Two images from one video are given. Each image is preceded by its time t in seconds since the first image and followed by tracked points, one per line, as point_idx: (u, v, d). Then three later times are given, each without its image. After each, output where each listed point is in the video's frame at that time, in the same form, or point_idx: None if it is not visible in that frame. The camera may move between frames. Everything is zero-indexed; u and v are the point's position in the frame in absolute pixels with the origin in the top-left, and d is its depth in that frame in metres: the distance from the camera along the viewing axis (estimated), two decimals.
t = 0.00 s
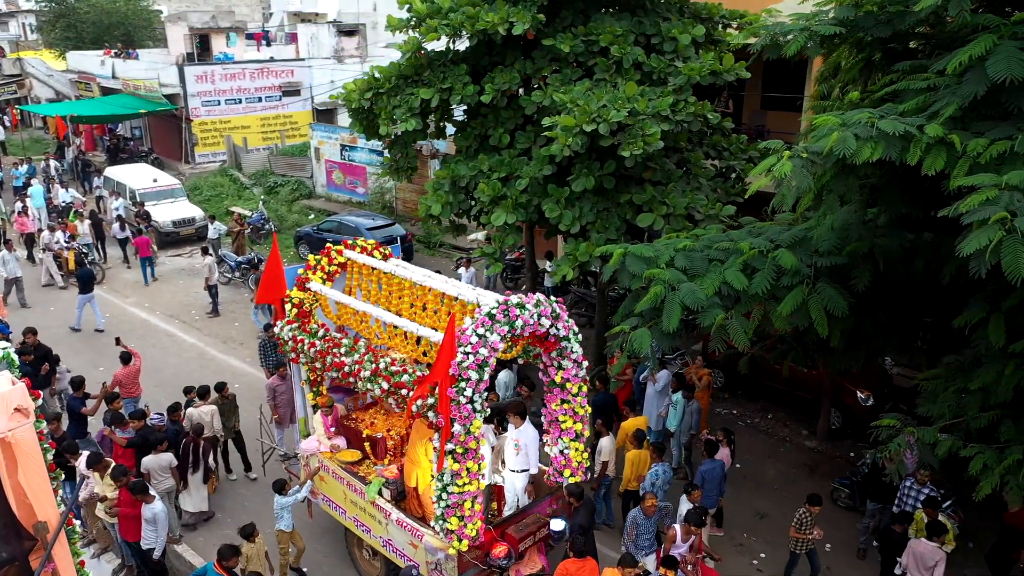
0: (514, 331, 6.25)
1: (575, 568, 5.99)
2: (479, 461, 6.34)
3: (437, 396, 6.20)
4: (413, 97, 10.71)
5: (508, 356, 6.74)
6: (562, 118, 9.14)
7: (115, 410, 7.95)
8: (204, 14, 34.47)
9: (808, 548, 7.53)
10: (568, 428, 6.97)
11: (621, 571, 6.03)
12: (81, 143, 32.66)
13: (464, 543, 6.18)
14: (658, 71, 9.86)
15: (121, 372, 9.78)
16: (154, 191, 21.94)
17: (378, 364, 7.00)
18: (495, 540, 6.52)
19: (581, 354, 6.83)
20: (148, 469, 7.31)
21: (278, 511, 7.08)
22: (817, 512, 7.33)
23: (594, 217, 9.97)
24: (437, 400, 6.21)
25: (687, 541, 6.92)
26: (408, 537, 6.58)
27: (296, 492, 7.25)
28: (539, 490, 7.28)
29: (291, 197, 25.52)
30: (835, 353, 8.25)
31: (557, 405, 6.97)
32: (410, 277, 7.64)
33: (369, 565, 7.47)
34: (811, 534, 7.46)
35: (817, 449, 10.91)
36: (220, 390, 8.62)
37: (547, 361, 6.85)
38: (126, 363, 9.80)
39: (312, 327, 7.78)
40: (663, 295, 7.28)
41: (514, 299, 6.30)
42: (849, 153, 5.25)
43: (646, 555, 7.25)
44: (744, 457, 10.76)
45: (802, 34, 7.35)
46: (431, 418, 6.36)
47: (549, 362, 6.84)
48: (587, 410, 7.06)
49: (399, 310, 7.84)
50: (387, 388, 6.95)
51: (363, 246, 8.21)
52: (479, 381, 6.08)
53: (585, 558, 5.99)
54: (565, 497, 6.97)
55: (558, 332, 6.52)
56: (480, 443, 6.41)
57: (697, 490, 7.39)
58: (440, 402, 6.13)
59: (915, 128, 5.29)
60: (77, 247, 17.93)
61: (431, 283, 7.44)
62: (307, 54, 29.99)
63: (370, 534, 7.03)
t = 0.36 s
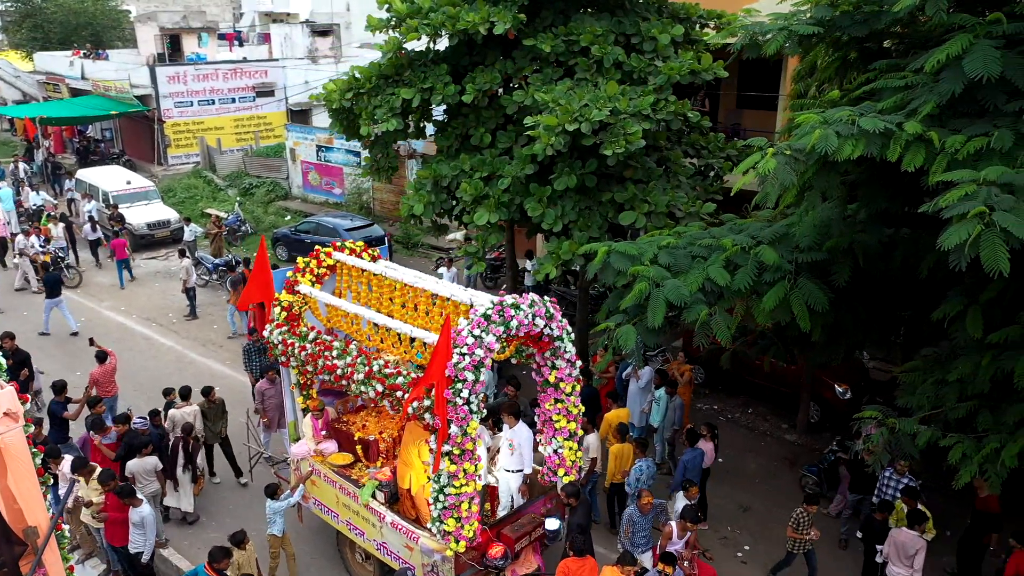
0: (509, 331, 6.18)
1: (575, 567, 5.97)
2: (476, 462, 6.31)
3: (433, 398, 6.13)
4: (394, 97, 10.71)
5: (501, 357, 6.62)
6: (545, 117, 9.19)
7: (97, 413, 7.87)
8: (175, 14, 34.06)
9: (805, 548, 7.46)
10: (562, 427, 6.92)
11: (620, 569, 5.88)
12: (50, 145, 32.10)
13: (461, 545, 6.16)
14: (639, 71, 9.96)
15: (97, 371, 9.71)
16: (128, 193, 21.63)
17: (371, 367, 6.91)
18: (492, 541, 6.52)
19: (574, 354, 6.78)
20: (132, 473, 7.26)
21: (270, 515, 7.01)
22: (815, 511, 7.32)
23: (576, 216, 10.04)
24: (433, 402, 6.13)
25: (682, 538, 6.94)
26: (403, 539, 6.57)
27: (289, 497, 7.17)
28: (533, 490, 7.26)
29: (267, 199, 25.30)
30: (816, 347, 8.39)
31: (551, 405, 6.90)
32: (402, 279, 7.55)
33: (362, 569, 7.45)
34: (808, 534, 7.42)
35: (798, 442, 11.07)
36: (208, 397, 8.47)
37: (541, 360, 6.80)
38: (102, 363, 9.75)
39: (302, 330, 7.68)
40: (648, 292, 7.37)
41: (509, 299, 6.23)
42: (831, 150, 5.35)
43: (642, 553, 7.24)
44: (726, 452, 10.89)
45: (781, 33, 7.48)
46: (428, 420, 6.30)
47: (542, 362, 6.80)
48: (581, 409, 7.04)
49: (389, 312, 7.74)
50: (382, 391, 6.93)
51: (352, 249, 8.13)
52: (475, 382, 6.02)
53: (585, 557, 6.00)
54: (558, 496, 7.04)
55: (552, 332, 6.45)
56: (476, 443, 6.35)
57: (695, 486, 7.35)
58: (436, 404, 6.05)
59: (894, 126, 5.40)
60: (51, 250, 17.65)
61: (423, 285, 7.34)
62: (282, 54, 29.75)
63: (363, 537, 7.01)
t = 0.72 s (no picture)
0: (505, 331, 6.18)
1: (576, 565, 6.05)
2: (473, 462, 6.33)
3: (431, 398, 6.17)
4: (376, 97, 10.70)
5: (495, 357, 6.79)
6: (528, 117, 9.24)
7: (79, 418, 7.79)
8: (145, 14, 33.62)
9: (802, 545, 7.57)
10: (556, 426, 7.03)
11: (620, 566, 5.93)
12: (18, 147, 31.52)
13: (460, 545, 6.17)
14: (620, 70, 10.05)
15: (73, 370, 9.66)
16: (101, 195, 21.31)
17: (367, 368, 6.92)
18: (488, 542, 6.43)
19: (569, 353, 6.81)
20: (117, 477, 7.19)
21: (263, 519, 6.94)
22: (813, 506, 7.42)
23: (559, 214, 10.10)
24: (432, 403, 6.15)
25: (679, 534, 6.94)
26: (400, 541, 6.55)
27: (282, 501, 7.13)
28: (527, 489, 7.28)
29: (243, 200, 25.07)
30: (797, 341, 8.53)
31: (546, 404, 6.99)
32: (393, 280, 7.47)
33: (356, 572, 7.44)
34: (806, 531, 7.50)
35: (778, 436, 11.23)
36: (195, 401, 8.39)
37: (535, 360, 6.83)
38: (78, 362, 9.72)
39: (293, 332, 7.74)
40: (632, 289, 7.45)
41: (505, 299, 6.24)
42: (813, 147, 5.46)
43: (640, 550, 7.32)
44: (709, 446, 11.01)
45: (760, 33, 7.60)
46: (426, 421, 6.30)
47: (536, 361, 6.80)
48: (574, 408, 7.14)
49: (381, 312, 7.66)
50: (378, 392, 6.83)
51: (342, 249, 8.02)
52: (473, 382, 6.04)
53: (585, 555, 6.07)
54: (553, 496, 7.00)
55: (547, 331, 6.46)
56: (473, 444, 6.39)
57: (694, 483, 7.47)
58: (434, 404, 6.09)
59: (874, 123, 5.53)
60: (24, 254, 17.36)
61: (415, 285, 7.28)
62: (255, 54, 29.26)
63: (358, 540, 6.95)
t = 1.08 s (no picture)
0: (503, 331, 6.16)
1: (576, 563, 6.10)
2: (473, 462, 6.33)
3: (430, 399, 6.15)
4: (359, 97, 10.69)
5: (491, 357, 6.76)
6: (513, 116, 9.29)
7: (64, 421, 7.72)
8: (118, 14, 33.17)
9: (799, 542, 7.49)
10: (553, 425, 6.85)
11: (620, 563, 5.92)
12: None
13: (460, 545, 6.17)
14: (603, 69, 10.13)
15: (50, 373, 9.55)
16: (76, 198, 21.02)
17: (363, 370, 6.89)
18: (487, 542, 6.48)
19: (565, 352, 6.72)
20: (105, 481, 7.12)
21: (258, 522, 6.93)
22: (813, 504, 7.35)
23: (544, 213, 10.17)
24: (432, 403, 6.13)
25: (677, 530, 6.89)
26: (398, 542, 6.54)
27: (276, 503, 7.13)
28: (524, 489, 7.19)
29: (221, 202, 24.86)
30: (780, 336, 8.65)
31: (543, 404, 6.83)
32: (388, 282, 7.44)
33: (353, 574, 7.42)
34: (805, 529, 7.41)
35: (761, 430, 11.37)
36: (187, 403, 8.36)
37: (531, 360, 6.73)
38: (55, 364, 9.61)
39: (286, 335, 7.64)
40: (619, 286, 7.53)
41: (503, 299, 6.22)
42: (799, 145, 5.57)
43: (639, 547, 7.38)
44: (693, 441, 11.13)
45: (743, 32, 7.71)
46: (425, 422, 6.28)
47: (533, 361, 6.72)
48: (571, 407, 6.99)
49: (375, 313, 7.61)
50: (375, 394, 6.82)
51: (334, 251, 7.97)
52: (472, 383, 6.03)
53: (586, 552, 6.13)
54: (549, 495, 7.06)
55: (544, 331, 6.42)
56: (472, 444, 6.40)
57: (694, 481, 7.46)
58: (434, 405, 6.07)
59: (857, 121, 5.65)
60: None
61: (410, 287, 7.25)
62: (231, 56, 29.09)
63: (354, 543, 6.95)
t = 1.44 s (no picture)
0: (501, 331, 6.19)
1: (578, 562, 6.15)
2: (472, 462, 6.36)
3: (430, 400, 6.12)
4: (343, 97, 10.67)
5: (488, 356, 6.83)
6: (499, 116, 9.33)
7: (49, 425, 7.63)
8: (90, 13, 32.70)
9: (798, 540, 7.59)
10: (549, 424, 6.89)
11: (617, 560, 5.96)
12: None
13: (461, 546, 6.22)
14: (587, 69, 10.20)
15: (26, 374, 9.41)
16: (52, 200, 20.74)
17: (360, 372, 6.86)
18: (486, 542, 6.52)
19: (561, 351, 6.80)
20: (94, 485, 7.06)
21: (253, 525, 6.98)
22: (809, 502, 7.48)
23: (529, 212, 10.23)
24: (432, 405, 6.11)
25: (677, 527, 6.97)
26: (396, 544, 6.55)
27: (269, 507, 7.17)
28: (520, 488, 7.19)
29: (199, 204, 24.65)
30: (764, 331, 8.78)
31: (539, 403, 6.86)
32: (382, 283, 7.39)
33: None
34: (803, 529, 7.52)
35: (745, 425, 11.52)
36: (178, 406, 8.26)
37: (528, 359, 6.80)
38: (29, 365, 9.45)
39: (280, 337, 7.66)
40: (606, 283, 7.60)
41: (501, 298, 6.23)
42: (784, 142, 5.68)
43: (637, 544, 7.26)
44: (678, 437, 11.24)
45: (726, 31, 7.80)
46: (426, 423, 6.23)
47: (529, 360, 6.79)
48: (568, 405, 7.02)
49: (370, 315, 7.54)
50: (374, 396, 6.80)
51: (326, 252, 7.95)
52: (472, 383, 6.03)
53: (586, 551, 6.17)
54: (546, 494, 7.07)
55: (541, 330, 6.44)
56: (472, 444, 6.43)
57: (693, 475, 7.50)
58: (433, 406, 6.06)
59: (841, 118, 5.76)
60: None
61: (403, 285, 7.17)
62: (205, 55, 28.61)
63: (352, 546, 6.95)
